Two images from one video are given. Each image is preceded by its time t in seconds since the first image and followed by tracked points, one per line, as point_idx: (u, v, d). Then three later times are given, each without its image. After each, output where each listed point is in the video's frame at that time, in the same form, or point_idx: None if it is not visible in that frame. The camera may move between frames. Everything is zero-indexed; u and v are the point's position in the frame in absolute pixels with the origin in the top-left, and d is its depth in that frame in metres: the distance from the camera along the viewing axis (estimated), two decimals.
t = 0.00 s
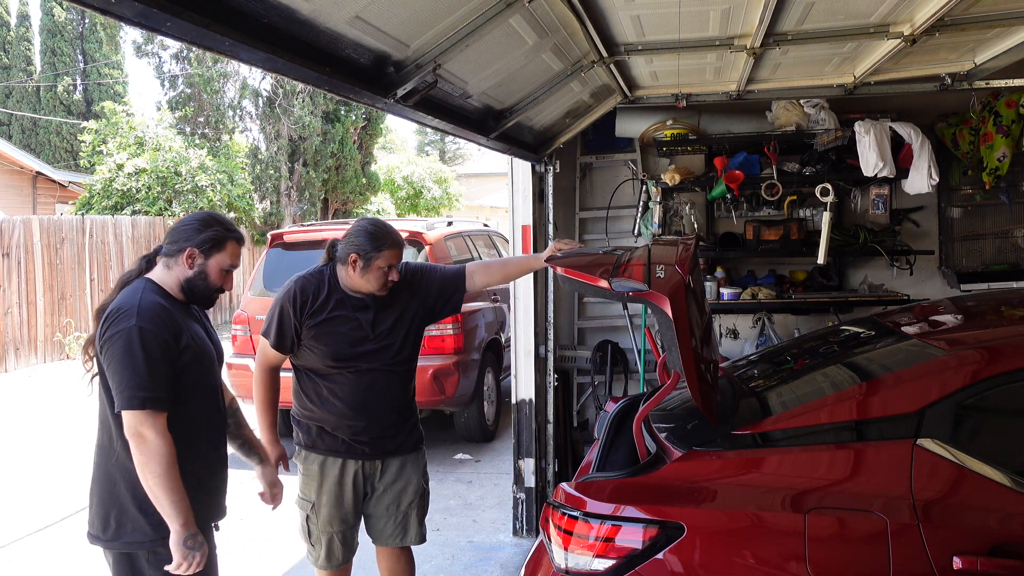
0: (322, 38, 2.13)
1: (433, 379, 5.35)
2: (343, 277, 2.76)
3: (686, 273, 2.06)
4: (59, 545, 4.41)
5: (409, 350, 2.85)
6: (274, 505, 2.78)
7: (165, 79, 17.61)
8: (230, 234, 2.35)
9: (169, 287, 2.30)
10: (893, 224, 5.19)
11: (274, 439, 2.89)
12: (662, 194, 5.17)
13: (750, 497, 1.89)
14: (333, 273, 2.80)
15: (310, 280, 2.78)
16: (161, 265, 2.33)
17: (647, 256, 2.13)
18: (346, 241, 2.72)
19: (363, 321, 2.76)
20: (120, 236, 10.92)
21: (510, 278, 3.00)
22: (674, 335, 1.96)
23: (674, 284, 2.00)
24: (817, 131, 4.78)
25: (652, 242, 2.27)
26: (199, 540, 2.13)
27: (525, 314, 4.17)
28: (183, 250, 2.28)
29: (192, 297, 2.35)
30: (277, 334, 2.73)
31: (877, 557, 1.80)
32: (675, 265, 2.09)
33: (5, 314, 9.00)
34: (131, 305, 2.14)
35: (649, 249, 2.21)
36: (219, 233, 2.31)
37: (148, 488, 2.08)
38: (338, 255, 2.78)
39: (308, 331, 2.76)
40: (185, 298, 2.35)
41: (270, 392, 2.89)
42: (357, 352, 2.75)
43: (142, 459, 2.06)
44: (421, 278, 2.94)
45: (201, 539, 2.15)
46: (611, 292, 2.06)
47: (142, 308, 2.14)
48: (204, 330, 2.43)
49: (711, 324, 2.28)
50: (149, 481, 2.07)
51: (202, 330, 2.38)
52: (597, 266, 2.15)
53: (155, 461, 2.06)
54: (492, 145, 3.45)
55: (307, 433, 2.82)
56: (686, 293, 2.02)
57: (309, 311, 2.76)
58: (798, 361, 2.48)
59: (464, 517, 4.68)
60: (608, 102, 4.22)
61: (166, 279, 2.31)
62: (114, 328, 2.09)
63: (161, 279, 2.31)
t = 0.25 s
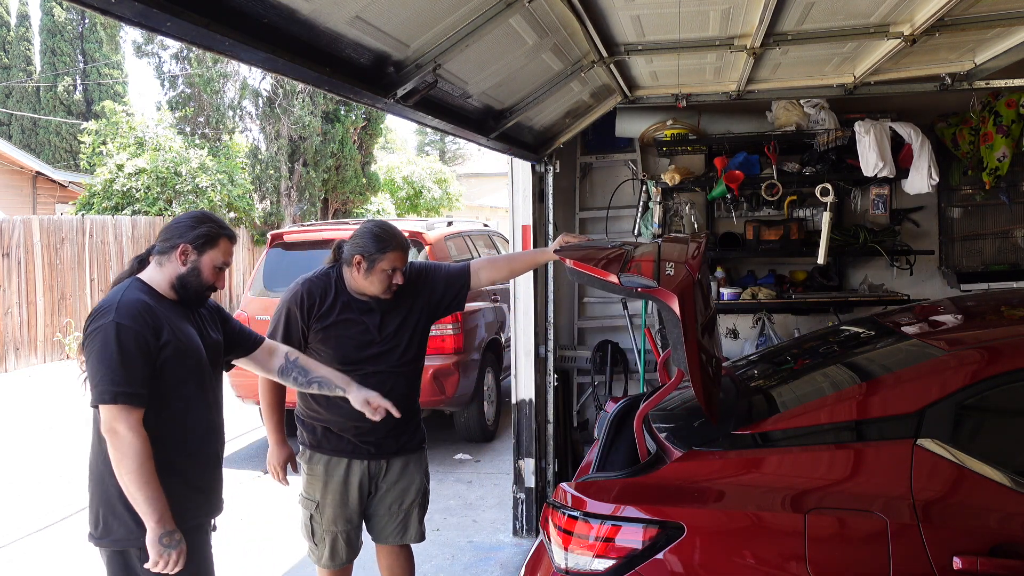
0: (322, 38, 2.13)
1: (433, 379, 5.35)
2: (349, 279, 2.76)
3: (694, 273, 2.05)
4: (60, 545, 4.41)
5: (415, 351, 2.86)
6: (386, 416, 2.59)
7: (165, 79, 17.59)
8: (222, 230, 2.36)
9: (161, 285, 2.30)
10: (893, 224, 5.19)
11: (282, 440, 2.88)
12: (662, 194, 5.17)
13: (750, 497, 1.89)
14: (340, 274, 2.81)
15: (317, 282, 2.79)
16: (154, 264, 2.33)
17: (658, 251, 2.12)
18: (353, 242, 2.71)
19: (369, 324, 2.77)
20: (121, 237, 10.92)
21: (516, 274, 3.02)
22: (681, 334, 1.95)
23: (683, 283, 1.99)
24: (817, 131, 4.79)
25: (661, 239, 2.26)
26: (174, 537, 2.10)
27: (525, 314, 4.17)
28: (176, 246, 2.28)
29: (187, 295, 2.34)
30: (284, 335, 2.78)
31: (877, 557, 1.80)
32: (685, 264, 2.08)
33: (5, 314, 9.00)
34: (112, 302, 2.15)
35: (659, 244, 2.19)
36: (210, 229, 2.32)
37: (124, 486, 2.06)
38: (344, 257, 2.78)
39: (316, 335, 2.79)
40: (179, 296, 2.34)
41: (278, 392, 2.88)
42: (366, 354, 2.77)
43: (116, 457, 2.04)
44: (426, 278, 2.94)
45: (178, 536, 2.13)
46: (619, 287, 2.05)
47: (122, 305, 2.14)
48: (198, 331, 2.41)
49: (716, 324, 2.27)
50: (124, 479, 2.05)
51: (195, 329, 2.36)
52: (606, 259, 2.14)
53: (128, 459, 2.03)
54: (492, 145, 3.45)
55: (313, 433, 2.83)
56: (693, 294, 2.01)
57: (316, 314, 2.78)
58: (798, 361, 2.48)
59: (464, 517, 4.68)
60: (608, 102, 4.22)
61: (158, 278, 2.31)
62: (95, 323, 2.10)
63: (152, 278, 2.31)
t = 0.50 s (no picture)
0: (322, 38, 2.13)
1: (433, 379, 5.35)
2: (355, 281, 2.76)
3: (701, 276, 2.03)
4: (60, 545, 4.41)
5: (421, 351, 2.86)
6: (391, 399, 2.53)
7: (165, 79, 17.59)
8: (215, 228, 2.36)
9: (156, 284, 2.31)
10: (893, 225, 5.19)
11: (284, 441, 2.88)
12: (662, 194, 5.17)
13: (750, 497, 1.89)
14: (347, 276, 2.81)
15: (324, 284, 2.78)
16: (151, 264, 2.34)
17: (662, 251, 2.12)
18: (359, 244, 2.72)
19: (375, 326, 2.77)
20: (120, 236, 10.92)
21: (523, 269, 3.03)
22: (687, 334, 1.93)
23: (691, 284, 1.96)
24: (817, 131, 4.79)
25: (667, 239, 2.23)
26: (146, 542, 2.10)
27: (525, 314, 4.17)
28: (172, 245, 2.29)
29: (184, 294, 2.34)
30: (291, 337, 2.77)
31: (877, 557, 1.80)
32: (692, 267, 2.05)
33: (5, 314, 9.00)
34: (101, 303, 2.16)
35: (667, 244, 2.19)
36: (203, 227, 2.32)
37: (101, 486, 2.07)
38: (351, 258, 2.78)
39: (322, 336, 2.80)
40: (175, 296, 2.34)
41: (282, 393, 2.87)
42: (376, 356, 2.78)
43: (94, 457, 2.04)
44: (433, 278, 2.93)
45: (151, 540, 2.13)
46: (625, 283, 2.01)
47: (109, 305, 2.15)
48: (195, 332, 2.40)
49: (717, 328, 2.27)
50: (101, 479, 2.05)
51: (190, 330, 2.35)
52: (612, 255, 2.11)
53: (104, 459, 2.03)
54: (492, 145, 3.45)
55: (317, 432, 2.82)
56: (701, 296, 1.99)
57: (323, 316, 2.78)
58: (798, 361, 2.48)
59: (464, 517, 4.68)
60: (607, 102, 4.21)
61: (155, 278, 2.31)
62: (83, 324, 2.11)
63: (149, 277, 2.31)
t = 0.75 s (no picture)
0: (321, 38, 2.13)
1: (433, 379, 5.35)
2: (362, 283, 2.74)
3: (710, 272, 2.02)
4: (60, 545, 4.41)
5: (427, 351, 2.85)
6: (365, 429, 2.62)
7: (166, 79, 17.58)
8: (212, 226, 2.36)
9: (156, 284, 2.31)
10: (893, 225, 5.19)
11: (290, 442, 2.88)
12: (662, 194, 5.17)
13: (750, 497, 1.89)
14: (353, 278, 2.79)
15: (330, 287, 2.76)
16: (150, 264, 2.34)
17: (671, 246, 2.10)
18: (366, 246, 2.70)
19: (382, 328, 2.75)
20: (120, 236, 10.92)
21: (528, 268, 3.03)
22: (691, 331, 1.94)
23: (697, 280, 1.96)
24: (817, 131, 4.78)
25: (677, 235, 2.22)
26: (140, 544, 2.09)
27: (525, 314, 4.17)
28: (170, 244, 2.29)
29: (184, 293, 2.34)
30: (297, 339, 2.75)
31: (877, 557, 1.80)
32: (700, 263, 2.04)
33: (5, 314, 8.99)
34: (101, 303, 2.16)
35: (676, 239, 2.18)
36: (201, 225, 2.32)
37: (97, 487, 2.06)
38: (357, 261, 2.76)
39: (330, 339, 2.76)
40: (175, 296, 2.34)
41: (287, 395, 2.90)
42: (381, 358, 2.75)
43: (91, 458, 2.04)
44: (439, 279, 2.92)
45: (145, 543, 2.12)
46: (631, 280, 2.02)
47: (110, 306, 2.15)
48: (194, 332, 2.40)
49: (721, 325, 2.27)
50: (96, 480, 2.05)
51: (189, 330, 2.35)
52: (620, 251, 2.11)
53: (100, 460, 2.03)
54: (492, 145, 3.45)
55: (321, 432, 2.81)
56: (708, 293, 1.98)
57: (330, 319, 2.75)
58: (798, 361, 2.48)
59: (464, 517, 4.68)
60: (607, 102, 4.21)
61: (154, 278, 2.31)
62: (83, 324, 2.11)
63: (149, 277, 2.32)
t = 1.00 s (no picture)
0: (321, 38, 2.13)
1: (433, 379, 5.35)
2: (367, 284, 2.73)
3: (713, 272, 2.01)
4: (59, 545, 4.41)
5: (432, 351, 2.85)
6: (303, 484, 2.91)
7: (166, 79, 17.56)
8: (212, 223, 2.35)
9: (159, 284, 2.31)
10: (893, 224, 5.19)
11: (298, 442, 2.88)
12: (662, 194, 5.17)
13: (750, 497, 1.89)
14: (358, 279, 2.77)
15: (336, 288, 2.74)
16: (151, 265, 2.34)
17: (675, 247, 2.09)
18: (371, 247, 2.70)
19: (387, 329, 2.74)
20: (120, 236, 10.92)
21: (533, 266, 3.00)
22: (695, 329, 1.92)
23: (701, 279, 1.94)
24: (817, 131, 4.78)
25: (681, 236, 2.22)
26: (157, 544, 2.09)
27: (525, 314, 4.17)
28: (170, 244, 2.28)
29: (186, 292, 2.35)
30: (303, 341, 2.69)
31: (877, 557, 1.80)
32: (703, 263, 2.03)
33: (5, 314, 8.99)
34: (112, 304, 2.15)
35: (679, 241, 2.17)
36: (202, 223, 2.31)
37: (111, 489, 2.06)
38: (362, 262, 2.75)
39: (335, 340, 2.73)
40: (177, 295, 2.35)
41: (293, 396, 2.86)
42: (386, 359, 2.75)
43: (106, 460, 2.04)
44: (442, 280, 2.92)
45: (161, 543, 2.12)
46: (635, 277, 2.01)
47: (122, 306, 2.14)
48: (198, 332, 2.40)
49: (722, 327, 2.26)
50: (111, 482, 2.05)
51: (194, 330, 2.36)
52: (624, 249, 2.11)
53: (116, 462, 2.03)
54: (492, 145, 3.45)
55: (326, 432, 2.82)
56: (711, 292, 1.97)
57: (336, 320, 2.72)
58: (798, 361, 2.48)
59: (464, 518, 4.68)
60: (608, 102, 4.21)
61: (157, 279, 2.32)
62: (95, 325, 2.11)
63: (152, 278, 2.32)
